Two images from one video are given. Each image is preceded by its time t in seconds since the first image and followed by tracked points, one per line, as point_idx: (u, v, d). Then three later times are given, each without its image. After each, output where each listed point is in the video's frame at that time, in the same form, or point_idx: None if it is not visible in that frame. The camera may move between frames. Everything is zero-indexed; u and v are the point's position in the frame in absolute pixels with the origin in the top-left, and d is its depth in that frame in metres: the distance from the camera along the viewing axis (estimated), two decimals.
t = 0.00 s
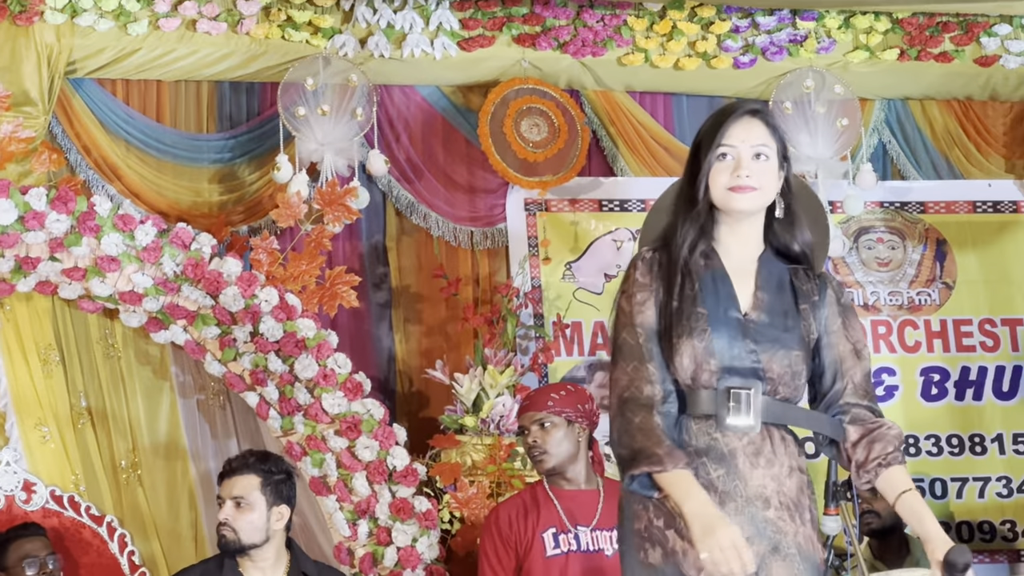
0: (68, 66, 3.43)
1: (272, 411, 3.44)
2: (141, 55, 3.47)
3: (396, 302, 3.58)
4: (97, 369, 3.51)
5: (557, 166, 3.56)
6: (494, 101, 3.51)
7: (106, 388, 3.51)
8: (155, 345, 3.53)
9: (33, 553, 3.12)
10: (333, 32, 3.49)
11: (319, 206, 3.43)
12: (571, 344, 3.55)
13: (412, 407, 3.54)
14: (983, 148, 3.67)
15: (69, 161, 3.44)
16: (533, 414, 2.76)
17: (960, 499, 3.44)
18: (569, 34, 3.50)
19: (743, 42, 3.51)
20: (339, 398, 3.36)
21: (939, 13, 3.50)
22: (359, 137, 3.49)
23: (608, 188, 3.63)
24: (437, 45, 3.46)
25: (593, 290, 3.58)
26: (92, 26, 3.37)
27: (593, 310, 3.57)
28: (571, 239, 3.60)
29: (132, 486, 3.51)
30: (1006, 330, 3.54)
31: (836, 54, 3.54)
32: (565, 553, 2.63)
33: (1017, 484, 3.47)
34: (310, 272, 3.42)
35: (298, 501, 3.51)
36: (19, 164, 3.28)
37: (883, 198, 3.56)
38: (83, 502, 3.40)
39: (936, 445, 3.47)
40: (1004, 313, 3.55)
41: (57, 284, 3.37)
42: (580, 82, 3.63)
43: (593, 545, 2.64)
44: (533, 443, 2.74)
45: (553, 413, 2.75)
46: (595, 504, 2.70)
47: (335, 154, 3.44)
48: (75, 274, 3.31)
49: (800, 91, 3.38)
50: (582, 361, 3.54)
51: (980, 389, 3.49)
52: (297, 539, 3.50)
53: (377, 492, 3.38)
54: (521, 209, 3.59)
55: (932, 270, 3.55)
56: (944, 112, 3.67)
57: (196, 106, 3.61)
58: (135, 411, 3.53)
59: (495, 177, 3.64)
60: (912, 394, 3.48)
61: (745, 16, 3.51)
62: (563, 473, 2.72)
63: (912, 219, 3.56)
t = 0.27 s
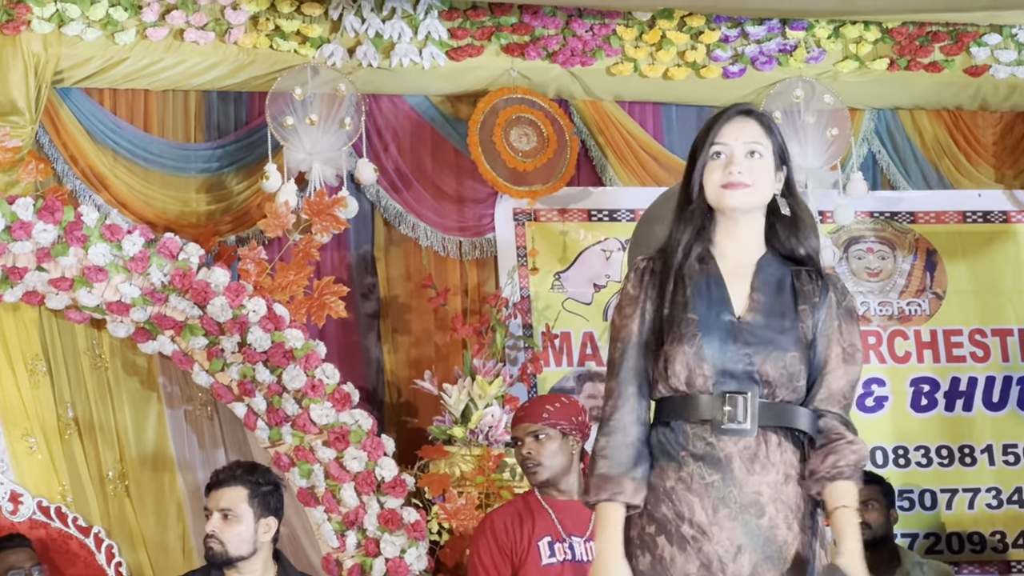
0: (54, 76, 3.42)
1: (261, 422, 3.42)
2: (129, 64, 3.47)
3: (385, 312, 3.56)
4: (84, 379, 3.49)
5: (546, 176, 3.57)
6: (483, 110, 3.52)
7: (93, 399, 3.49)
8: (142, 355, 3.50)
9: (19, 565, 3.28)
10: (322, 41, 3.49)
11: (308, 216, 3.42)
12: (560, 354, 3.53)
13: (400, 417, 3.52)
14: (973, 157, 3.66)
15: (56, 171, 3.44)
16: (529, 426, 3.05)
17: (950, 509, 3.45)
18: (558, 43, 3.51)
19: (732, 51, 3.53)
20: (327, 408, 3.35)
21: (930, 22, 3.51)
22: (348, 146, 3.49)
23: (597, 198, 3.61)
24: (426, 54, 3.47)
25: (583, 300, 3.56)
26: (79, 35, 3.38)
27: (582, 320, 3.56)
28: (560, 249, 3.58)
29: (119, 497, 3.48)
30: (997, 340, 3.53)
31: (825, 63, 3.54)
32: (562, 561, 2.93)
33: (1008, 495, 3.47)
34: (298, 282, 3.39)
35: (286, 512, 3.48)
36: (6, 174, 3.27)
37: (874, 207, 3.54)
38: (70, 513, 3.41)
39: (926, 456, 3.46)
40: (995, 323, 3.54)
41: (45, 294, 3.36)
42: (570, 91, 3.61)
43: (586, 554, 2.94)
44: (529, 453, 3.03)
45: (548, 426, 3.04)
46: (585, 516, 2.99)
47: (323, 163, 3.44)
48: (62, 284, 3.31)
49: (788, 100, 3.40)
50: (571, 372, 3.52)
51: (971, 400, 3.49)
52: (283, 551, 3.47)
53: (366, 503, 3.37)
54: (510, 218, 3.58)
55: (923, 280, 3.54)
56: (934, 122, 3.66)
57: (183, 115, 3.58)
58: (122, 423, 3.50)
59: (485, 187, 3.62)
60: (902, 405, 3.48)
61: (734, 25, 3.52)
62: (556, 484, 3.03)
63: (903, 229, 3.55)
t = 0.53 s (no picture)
0: (45, 84, 3.41)
1: (251, 431, 3.41)
2: (120, 73, 3.46)
3: (375, 321, 3.56)
4: (74, 389, 3.49)
5: (537, 185, 3.56)
6: (474, 119, 3.53)
7: (84, 409, 3.48)
8: (133, 365, 3.50)
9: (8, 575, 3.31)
10: (312, 50, 3.49)
11: (297, 226, 3.42)
12: (551, 363, 3.53)
13: (391, 427, 3.51)
14: (964, 167, 3.66)
15: (47, 180, 3.44)
16: (530, 435, 3.29)
17: (940, 518, 3.45)
18: (549, 52, 3.53)
19: (723, 61, 3.52)
20: (318, 417, 3.34)
21: (920, 31, 3.52)
22: (339, 155, 3.48)
23: (588, 207, 3.62)
24: (416, 63, 3.48)
25: (573, 310, 3.55)
26: (69, 44, 3.37)
27: (573, 329, 3.54)
28: (551, 259, 3.57)
29: (110, 507, 3.47)
30: (988, 349, 3.54)
31: (817, 72, 3.54)
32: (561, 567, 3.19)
33: (998, 505, 3.47)
34: (288, 292, 3.41)
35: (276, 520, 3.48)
36: None
37: (865, 217, 3.55)
38: (60, 523, 3.41)
39: (916, 466, 3.46)
40: (985, 332, 3.55)
41: (35, 303, 3.35)
42: (560, 100, 3.63)
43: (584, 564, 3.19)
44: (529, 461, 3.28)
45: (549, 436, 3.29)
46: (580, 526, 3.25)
47: (314, 172, 3.43)
48: (52, 294, 3.30)
49: (779, 110, 3.40)
50: (562, 381, 3.51)
51: (961, 409, 3.49)
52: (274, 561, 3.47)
53: (357, 512, 3.36)
54: (500, 227, 3.58)
55: (913, 290, 3.54)
56: (924, 131, 3.67)
57: (174, 125, 3.58)
58: (113, 433, 3.49)
59: (476, 197, 3.64)
60: (893, 414, 3.48)
61: (725, 34, 3.53)
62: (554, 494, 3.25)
63: (893, 238, 3.55)
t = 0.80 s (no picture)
0: (38, 97, 3.41)
1: (243, 443, 3.40)
2: (112, 84, 3.45)
3: (367, 333, 3.56)
4: (66, 402, 3.49)
5: (529, 198, 3.56)
6: (466, 131, 3.54)
7: (76, 421, 3.48)
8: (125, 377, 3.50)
9: None
10: (305, 62, 3.49)
11: (290, 237, 3.43)
12: (543, 376, 3.53)
13: (383, 439, 3.50)
14: (957, 179, 3.66)
15: (38, 193, 3.43)
16: (525, 446, 3.39)
17: (933, 531, 3.44)
18: (542, 65, 3.53)
19: (716, 73, 3.53)
20: (310, 430, 3.34)
21: (913, 44, 3.53)
22: (331, 167, 3.49)
23: (580, 220, 3.63)
24: (409, 75, 3.48)
25: (565, 322, 3.57)
26: (62, 56, 3.36)
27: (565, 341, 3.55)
28: (541, 272, 3.59)
29: (101, 520, 3.47)
30: (980, 361, 3.54)
31: (809, 85, 3.54)
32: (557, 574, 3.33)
33: (991, 517, 3.47)
34: (281, 304, 3.41)
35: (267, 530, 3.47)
36: None
37: (857, 229, 3.56)
38: (52, 535, 3.41)
39: (908, 479, 3.46)
40: (978, 344, 3.55)
41: (27, 315, 3.35)
42: (553, 113, 3.64)
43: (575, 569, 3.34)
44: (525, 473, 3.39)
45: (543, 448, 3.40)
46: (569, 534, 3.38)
47: (305, 185, 3.46)
48: (44, 306, 3.29)
49: (772, 122, 3.40)
50: (553, 395, 3.52)
51: (954, 421, 3.49)
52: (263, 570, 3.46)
53: (349, 525, 3.34)
54: (492, 240, 3.59)
55: (906, 302, 3.55)
56: (917, 144, 3.67)
57: (166, 137, 3.58)
58: (105, 445, 3.49)
59: (468, 209, 3.64)
60: (885, 427, 3.48)
61: (718, 46, 3.53)
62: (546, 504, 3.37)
63: (886, 250, 3.56)
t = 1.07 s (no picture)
0: (35, 104, 3.40)
1: (240, 450, 3.41)
2: (109, 91, 3.44)
3: (365, 340, 3.57)
4: (63, 410, 3.48)
5: (527, 205, 3.58)
6: (464, 139, 3.54)
7: (72, 429, 3.48)
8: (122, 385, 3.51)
9: None
10: (302, 69, 3.48)
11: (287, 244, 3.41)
12: (541, 383, 3.55)
13: (380, 446, 3.52)
14: (954, 187, 3.67)
15: (35, 200, 3.43)
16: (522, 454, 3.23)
17: (930, 538, 3.44)
18: (539, 72, 3.53)
19: (713, 80, 3.53)
20: (307, 437, 3.33)
21: (910, 51, 3.51)
22: (328, 174, 3.48)
23: (578, 227, 3.66)
24: (406, 82, 3.49)
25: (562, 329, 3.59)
26: (59, 63, 3.34)
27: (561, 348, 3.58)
28: (539, 278, 3.61)
29: (98, 527, 3.47)
30: (977, 369, 3.54)
31: (806, 92, 3.55)
32: None
33: (988, 524, 3.47)
34: (278, 311, 3.41)
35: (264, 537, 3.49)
36: None
37: (854, 237, 3.56)
38: (48, 543, 3.39)
39: (906, 485, 3.46)
40: (975, 352, 3.55)
41: (24, 322, 3.34)
42: (550, 120, 3.65)
43: None
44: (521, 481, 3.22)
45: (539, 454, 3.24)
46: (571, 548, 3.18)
47: (303, 193, 3.43)
48: (41, 313, 3.28)
49: (770, 130, 3.39)
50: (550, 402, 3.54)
51: (951, 429, 3.49)
52: None
53: (346, 531, 3.34)
54: (490, 247, 3.61)
55: (903, 309, 3.55)
56: (915, 151, 3.68)
57: (164, 146, 3.59)
58: (102, 452, 3.49)
59: (465, 216, 3.65)
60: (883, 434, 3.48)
61: (715, 53, 3.52)
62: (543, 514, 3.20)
63: (883, 258, 3.56)
